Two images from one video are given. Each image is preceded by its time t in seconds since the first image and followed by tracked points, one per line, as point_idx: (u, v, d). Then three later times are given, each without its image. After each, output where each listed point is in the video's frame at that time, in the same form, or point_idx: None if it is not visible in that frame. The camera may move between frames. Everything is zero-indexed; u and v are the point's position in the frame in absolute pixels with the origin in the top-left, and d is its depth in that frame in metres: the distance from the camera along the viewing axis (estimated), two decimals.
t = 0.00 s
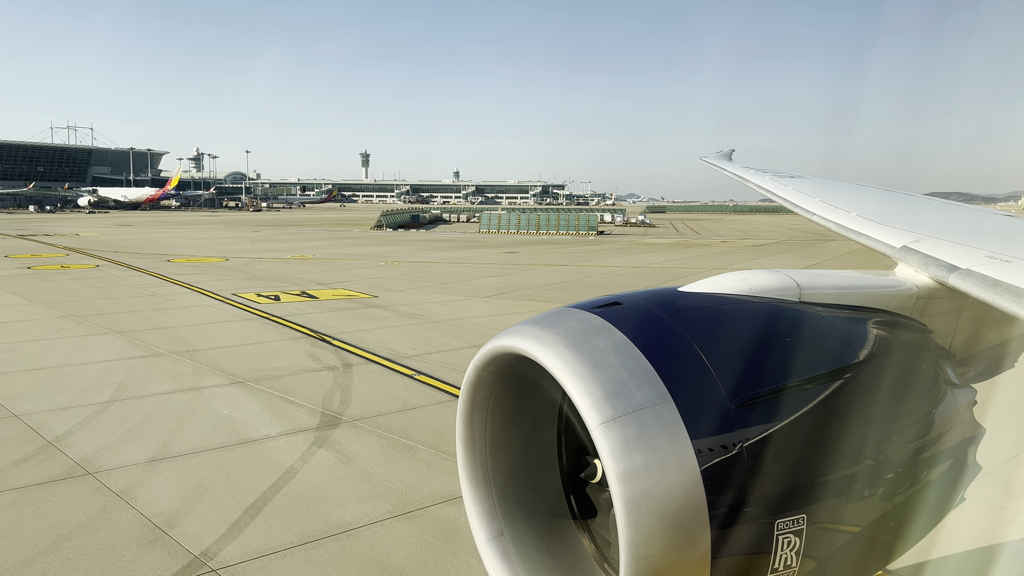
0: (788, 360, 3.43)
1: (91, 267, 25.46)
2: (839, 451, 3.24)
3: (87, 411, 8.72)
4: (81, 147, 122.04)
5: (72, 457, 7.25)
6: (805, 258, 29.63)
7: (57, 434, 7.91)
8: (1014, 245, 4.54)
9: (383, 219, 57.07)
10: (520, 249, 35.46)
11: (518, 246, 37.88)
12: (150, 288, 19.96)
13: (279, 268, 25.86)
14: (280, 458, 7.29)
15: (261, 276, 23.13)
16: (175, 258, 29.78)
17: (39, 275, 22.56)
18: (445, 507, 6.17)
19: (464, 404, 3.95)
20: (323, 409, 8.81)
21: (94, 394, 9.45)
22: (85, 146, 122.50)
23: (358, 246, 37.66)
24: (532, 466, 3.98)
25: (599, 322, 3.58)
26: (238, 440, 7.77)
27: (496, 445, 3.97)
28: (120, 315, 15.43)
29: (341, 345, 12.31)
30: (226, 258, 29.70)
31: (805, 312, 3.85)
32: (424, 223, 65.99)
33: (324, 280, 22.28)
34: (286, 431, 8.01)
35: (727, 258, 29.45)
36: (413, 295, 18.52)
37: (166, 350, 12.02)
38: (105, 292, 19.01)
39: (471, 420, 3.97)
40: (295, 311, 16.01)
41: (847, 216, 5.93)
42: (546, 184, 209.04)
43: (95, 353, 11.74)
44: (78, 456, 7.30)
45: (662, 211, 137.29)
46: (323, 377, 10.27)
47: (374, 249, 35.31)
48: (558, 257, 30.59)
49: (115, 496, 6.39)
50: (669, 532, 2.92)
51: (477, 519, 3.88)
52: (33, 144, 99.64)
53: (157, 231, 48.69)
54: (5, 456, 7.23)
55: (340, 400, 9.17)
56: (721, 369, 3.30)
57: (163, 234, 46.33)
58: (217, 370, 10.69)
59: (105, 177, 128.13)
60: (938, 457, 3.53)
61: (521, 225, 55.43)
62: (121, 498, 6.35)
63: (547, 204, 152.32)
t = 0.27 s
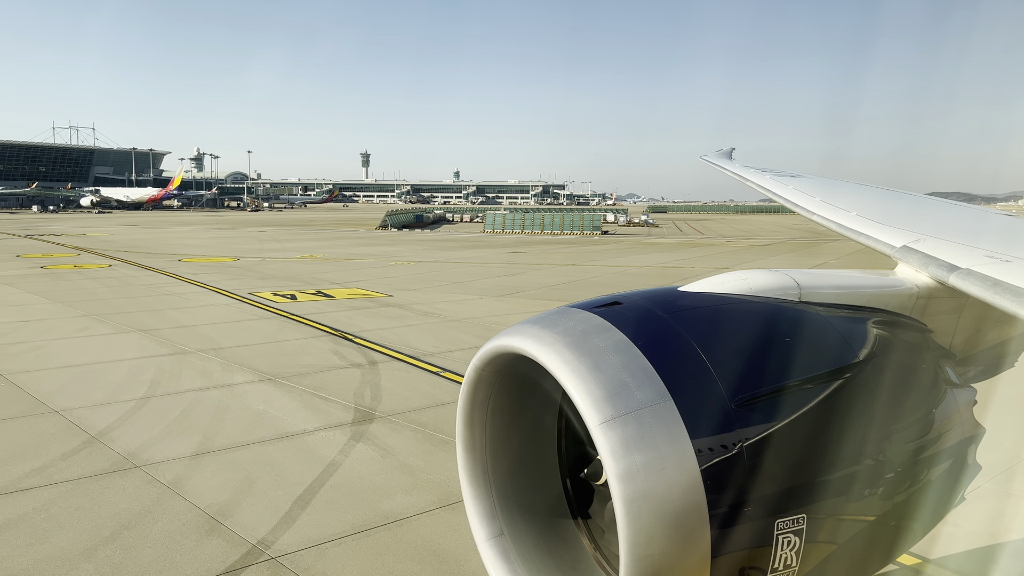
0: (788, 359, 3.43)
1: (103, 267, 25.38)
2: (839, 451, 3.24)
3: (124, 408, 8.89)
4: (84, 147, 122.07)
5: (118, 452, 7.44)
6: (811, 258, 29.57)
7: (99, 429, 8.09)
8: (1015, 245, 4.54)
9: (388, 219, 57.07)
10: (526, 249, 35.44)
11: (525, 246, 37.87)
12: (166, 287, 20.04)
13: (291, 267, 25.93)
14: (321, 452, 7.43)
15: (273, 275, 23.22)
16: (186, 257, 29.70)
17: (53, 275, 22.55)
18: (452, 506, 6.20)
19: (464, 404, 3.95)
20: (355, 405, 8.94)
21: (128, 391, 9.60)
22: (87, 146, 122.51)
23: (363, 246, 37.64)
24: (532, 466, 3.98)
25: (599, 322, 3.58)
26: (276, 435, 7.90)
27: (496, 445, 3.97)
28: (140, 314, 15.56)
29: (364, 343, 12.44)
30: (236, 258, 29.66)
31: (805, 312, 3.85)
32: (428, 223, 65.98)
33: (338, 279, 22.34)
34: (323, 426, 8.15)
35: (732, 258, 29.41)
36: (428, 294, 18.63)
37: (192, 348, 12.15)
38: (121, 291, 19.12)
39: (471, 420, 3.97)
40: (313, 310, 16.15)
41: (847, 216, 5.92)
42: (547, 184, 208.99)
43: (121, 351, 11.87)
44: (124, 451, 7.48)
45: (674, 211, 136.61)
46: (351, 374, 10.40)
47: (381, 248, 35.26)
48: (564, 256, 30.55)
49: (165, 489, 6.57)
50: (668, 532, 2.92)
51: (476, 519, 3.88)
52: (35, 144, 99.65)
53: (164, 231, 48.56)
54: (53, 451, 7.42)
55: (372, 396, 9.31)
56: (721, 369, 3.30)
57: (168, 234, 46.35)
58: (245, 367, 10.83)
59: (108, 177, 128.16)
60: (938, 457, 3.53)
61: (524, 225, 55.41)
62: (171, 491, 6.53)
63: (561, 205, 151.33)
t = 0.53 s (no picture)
0: (788, 359, 3.43)
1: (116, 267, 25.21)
2: (839, 451, 3.24)
3: (160, 404, 9.08)
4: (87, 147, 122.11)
5: (161, 446, 7.62)
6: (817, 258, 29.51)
7: (139, 425, 8.28)
8: (1014, 245, 4.54)
9: (393, 219, 57.11)
10: (532, 248, 35.38)
11: (532, 246, 37.87)
12: (182, 286, 20.19)
13: (302, 267, 26.04)
14: (360, 446, 7.60)
15: (286, 275, 23.35)
16: (197, 257, 29.60)
17: (69, 275, 22.65)
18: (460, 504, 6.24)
19: (465, 403, 3.95)
20: (386, 402, 9.11)
21: (161, 387, 9.78)
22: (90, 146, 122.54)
23: (369, 246, 37.61)
24: (532, 466, 3.99)
25: (599, 322, 3.58)
26: (313, 430, 8.08)
27: (496, 445, 3.97)
28: (160, 313, 15.74)
29: (386, 341, 12.60)
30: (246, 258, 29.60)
31: (805, 312, 3.85)
32: (432, 223, 65.96)
33: (351, 278, 22.45)
34: (359, 421, 8.33)
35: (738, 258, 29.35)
36: (443, 294, 18.74)
37: (219, 346, 12.33)
38: (138, 290, 19.27)
39: (471, 420, 3.97)
40: (331, 308, 16.31)
41: (847, 216, 5.92)
42: (548, 184, 208.97)
43: (148, 350, 12.04)
44: (167, 445, 7.66)
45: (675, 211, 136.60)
46: (379, 371, 10.57)
47: (389, 248, 35.17)
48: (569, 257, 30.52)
49: (213, 481, 6.75)
50: (669, 532, 2.92)
51: (477, 519, 3.88)
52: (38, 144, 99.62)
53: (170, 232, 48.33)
54: (99, 445, 7.61)
55: (402, 393, 9.49)
56: (720, 369, 3.30)
57: (176, 234, 46.39)
58: (273, 364, 11.01)
59: (111, 177, 128.13)
60: (938, 457, 3.53)
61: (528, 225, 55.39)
62: (219, 483, 6.72)
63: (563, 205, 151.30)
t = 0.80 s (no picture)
0: (788, 359, 3.43)
1: (130, 267, 25.17)
2: (839, 451, 3.24)
3: (195, 401, 9.25)
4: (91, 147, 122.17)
5: (202, 441, 7.80)
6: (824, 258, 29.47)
7: (177, 421, 8.44)
8: (1015, 244, 4.53)
9: (398, 219, 57.21)
10: (539, 248, 35.36)
11: (538, 246, 37.90)
12: (198, 285, 20.35)
13: (314, 266, 26.17)
14: (398, 441, 7.75)
15: (299, 274, 23.48)
16: (208, 257, 29.53)
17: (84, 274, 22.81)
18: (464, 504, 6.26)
19: (464, 403, 3.95)
20: (417, 398, 9.28)
21: (192, 385, 9.96)
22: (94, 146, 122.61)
23: (377, 245, 37.59)
24: (532, 466, 3.98)
25: (599, 322, 3.58)
26: (349, 426, 8.23)
27: (496, 445, 3.97)
28: (181, 312, 15.92)
29: (408, 339, 12.76)
30: (257, 258, 29.51)
31: (805, 312, 3.85)
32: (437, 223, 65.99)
33: (363, 278, 22.58)
34: (392, 417, 8.48)
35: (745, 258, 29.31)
36: (456, 292, 18.85)
37: (244, 344, 12.51)
38: (154, 290, 19.42)
39: (471, 419, 3.97)
40: (349, 308, 16.45)
41: (847, 216, 5.92)
42: (550, 184, 208.94)
43: (173, 348, 12.22)
44: (208, 440, 7.83)
45: (677, 211, 136.54)
46: (405, 369, 10.75)
47: (397, 248, 35.15)
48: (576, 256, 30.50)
49: (259, 473, 6.92)
50: (669, 532, 2.92)
51: (476, 519, 3.88)
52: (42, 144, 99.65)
53: (177, 232, 48.24)
54: (141, 440, 7.80)
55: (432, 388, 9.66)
56: (721, 369, 3.30)
57: (183, 233, 46.42)
58: (300, 362, 11.18)
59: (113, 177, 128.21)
60: (938, 457, 3.53)
61: (533, 225, 55.40)
62: (265, 475, 6.89)
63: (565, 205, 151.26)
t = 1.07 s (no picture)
0: (788, 359, 3.43)
1: (143, 267, 25.13)
2: (839, 451, 3.24)
3: (229, 396, 9.39)
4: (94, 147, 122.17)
5: (242, 435, 7.94)
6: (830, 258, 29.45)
7: (214, 416, 8.58)
8: (1015, 245, 4.54)
9: (403, 219, 57.25)
10: (545, 248, 35.32)
11: (545, 246, 37.91)
12: (214, 285, 20.47)
13: (325, 266, 26.23)
14: (434, 435, 7.90)
15: (311, 273, 23.56)
16: (220, 257, 29.46)
17: (99, 273, 22.92)
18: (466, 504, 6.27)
19: (465, 404, 3.95)
20: (446, 394, 9.43)
21: (223, 381, 10.10)
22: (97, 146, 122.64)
23: (384, 245, 37.54)
24: (532, 466, 3.99)
25: (599, 322, 3.58)
26: (382, 421, 8.37)
27: (496, 445, 3.97)
28: (201, 310, 16.05)
29: (428, 338, 12.88)
30: (268, 258, 29.43)
31: (805, 312, 3.85)
32: (441, 223, 66.00)
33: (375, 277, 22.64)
34: (424, 413, 8.63)
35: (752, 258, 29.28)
36: (469, 292, 18.92)
37: (268, 342, 12.63)
38: (170, 289, 19.47)
39: (471, 420, 3.97)
40: (367, 307, 16.56)
41: (847, 216, 5.93)
42: (551, 184, 208.91)
43: (198, 346, 12.35)
44: (247, 434, 7.97)
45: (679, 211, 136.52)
46: (430, 366, 10.88)
47: (405, 248, 35.10)
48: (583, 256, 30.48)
49: (302, 467, 7.05)
50: (669, 532, 2.92)
51: (477, 519, 3.88)
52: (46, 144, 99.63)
53: (183, 232, 48.18)
54: (182, 434, 7.96)
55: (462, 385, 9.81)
56: (721, 369, 3.30)
57: (190, 233, 46.44)
58: (326, 360, 11.31)
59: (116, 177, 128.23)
60: (938, 457, 3.53)
61: (537, 225, 55.41)
62: (308, 468, 7.02)
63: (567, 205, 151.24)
